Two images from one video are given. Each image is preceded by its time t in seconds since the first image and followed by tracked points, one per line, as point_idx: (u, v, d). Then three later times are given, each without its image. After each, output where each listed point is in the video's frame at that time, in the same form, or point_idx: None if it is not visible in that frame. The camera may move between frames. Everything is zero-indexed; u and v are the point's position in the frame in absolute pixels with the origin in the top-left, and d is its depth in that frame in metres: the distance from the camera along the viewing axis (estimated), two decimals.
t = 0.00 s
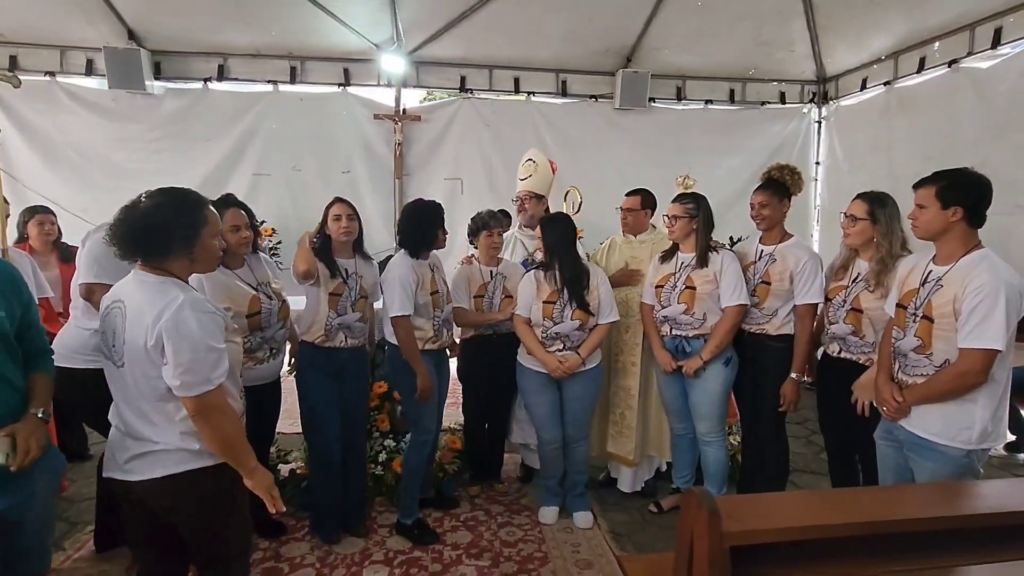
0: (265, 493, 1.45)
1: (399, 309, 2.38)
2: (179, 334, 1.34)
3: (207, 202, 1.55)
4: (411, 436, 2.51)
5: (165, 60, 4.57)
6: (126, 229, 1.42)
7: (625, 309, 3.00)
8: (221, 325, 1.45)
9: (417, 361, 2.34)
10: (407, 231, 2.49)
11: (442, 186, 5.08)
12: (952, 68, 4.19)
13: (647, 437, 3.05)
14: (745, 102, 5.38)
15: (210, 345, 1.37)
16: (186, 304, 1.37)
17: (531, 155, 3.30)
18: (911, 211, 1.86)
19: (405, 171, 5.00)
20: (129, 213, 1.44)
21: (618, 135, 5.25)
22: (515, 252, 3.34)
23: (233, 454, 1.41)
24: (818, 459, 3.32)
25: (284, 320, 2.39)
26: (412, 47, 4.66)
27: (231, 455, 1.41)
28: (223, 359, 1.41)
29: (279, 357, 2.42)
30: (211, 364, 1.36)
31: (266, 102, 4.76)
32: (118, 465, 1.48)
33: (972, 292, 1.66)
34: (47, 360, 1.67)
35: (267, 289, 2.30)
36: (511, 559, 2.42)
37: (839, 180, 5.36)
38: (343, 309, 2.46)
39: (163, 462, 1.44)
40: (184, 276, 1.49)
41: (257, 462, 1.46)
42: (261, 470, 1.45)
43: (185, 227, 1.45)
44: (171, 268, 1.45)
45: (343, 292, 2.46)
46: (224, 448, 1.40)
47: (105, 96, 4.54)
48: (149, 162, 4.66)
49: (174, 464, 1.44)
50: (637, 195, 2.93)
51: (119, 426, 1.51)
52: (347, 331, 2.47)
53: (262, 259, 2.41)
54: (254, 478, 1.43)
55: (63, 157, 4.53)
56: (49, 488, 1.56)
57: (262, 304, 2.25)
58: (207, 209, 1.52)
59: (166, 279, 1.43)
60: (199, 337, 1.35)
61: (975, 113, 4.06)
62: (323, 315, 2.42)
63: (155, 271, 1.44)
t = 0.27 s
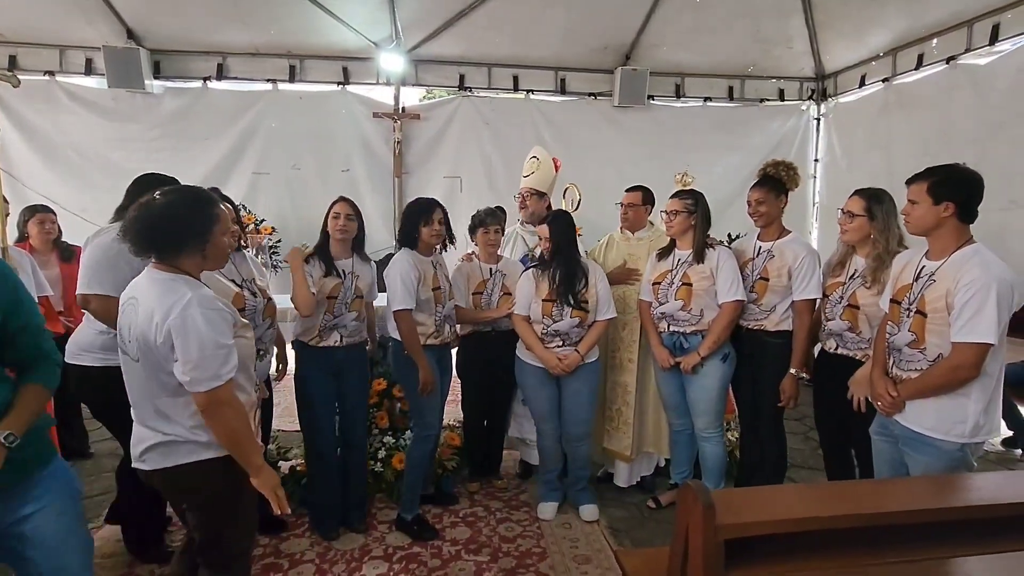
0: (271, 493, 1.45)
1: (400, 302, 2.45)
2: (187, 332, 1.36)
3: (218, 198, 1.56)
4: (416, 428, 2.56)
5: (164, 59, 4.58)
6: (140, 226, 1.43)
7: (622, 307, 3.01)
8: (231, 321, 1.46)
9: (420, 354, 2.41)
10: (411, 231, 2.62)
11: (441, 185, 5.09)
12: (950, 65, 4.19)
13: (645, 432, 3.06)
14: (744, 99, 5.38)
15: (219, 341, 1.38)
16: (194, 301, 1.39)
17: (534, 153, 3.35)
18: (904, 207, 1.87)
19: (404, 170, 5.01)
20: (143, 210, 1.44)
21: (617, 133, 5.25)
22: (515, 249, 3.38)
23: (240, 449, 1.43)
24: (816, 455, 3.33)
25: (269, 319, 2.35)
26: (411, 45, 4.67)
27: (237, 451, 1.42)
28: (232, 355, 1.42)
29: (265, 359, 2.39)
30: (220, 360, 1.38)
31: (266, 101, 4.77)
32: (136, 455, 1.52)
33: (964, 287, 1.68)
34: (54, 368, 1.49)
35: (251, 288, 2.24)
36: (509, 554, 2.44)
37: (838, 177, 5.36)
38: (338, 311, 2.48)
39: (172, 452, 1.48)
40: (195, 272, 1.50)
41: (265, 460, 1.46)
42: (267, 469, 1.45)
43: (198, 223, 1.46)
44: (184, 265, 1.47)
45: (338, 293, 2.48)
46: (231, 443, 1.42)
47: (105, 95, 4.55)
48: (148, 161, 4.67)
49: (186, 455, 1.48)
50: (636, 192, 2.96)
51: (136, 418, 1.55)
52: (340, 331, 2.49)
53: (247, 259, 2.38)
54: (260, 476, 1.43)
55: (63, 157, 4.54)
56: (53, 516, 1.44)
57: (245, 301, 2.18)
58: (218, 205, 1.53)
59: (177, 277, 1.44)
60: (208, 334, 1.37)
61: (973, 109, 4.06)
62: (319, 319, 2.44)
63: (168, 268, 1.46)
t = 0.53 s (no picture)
0: (260, 490, 1.44)
1: (400, 296, 2.49)
2: (171, 328, 1.36)
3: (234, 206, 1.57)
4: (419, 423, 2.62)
5: (164, 58, 4.59)
6: (161, 220, 1.44)
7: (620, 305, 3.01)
8: (218, 315, 1.46)
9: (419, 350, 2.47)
10: (413, 229, 2.64)
11: (440, 183, 5.09)
12: (951, 62, 4.17)
13: (642, 430, 3.07)
14: (744, 97, 5.38)
15: (202, 337, 1.39)
16: (180, 297, 1.40)
17: (543, 151, 3.34)
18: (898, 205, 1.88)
19: (403, 168, 5.01)
20: (165, 205, 1.45)
21: (617, 131, 5.25)
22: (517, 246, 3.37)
23: (229, 444, 1.42)
24: (815, 454, 3.33)
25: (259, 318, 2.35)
26: (410, 44, 4.67)
27: (224, 448, 1.42)
28: (218, 349, 1.42)
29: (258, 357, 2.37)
30: (204, 356, 1.38)
31: (266, 100, 4.78)
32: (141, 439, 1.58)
33: (956, 284, 1.68)
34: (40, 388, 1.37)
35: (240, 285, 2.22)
36: (507, 551, 2.45)
37: (838, 175, 5.35)
38: (339, 307, 2.49)
39: (164, 443, 1.52)
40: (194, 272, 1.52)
41: (255, 457, 1.45)
42: (258, 466, 1.44)
43: (211, 231, 1.49)
44: (184, 265, 1.49)
45: (339, 290, 2.49)
46: (219, 439, 1.41)
47: (105, 95, 4.56)
48: (149, 160, 4.69)
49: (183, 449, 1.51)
50: (634, 189, 2.95)
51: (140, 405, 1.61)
52: (343, 328, 2.51)
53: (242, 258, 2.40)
54: (249, 473, 1.43)
55: (64, 156, 4.56)
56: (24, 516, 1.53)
57: (233, 299, 2.16)
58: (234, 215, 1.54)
59: (172, 272, 1.46)
60: (190, 330, 1.38)
61: (973, 106, 4.05)
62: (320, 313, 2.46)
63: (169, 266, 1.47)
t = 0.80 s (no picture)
0: (219, 491, 1.51)
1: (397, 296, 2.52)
2: (152, 326, 1.44)
3: (203, 203, 1.65)
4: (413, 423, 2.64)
5: (165, 58, 4.60)
6: (150, 227, 1.53)
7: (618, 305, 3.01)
8: (200, 317, 1.53)
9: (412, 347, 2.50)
10: (410, 228, 2.64)
11: (440, 183, 5.09)
12: (951, 60, 4.16)
13: (641, 429, 3.07)
14: (744, 96, 5.37)
15: (180, 337, 1.45)
16: (165, 297, 1.47)
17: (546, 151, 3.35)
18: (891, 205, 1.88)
19: (403, 168, 5.02)
20: (134, 219, 1.54)
21: (616, 131, 5.25)
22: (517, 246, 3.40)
23: (195, 443, 1.49)
24: (812, 454, 3.32)
25: (259, 318, 2.34)
26: (409, 44, 4.68)
27: (191, 446, 1.48)
28: (194, 350, 1.49)
29: (261, 355, 2.39)
30: (178, 355, 1.45)
31: (265, 100, 4.79)
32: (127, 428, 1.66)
33: (946, 285, 1.68)
34: None
35: (240, 285, 2.25)
36: (502, 550, 2.46)
37: (839, 174, 5.34)
38: (343, 305, 2.51)
39: (146, 435, 1.58)
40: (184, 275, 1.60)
41: (218, 458, 1.52)
42: (220, 467, 1.51)
43: (185, 229, 1.56)
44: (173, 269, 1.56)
45: (341, 289, 2.50)
46: (186, 435, 1.48)
47: (105, 95, 4.58)
48: (149, 160, 4.70)
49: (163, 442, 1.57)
50: (627, 190, 2.96)
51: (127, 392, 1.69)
52: (348, 326, 2.52)
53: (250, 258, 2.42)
54: (210, 474, 1.50)
55: (65, 156, 4.58)
56: None
57: (231, 299, 2.20)
58: (203, 210, 1.62)
59: (159, 272, 1.53)
60: (169, 328, 1.44)
61: (974, 104, 4.03)
62: (323, 313, 2.49)
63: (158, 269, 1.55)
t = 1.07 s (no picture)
0: (211, 475, 1.56)
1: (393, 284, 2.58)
2: (146, 320, 1.50)
3: (191, 202, 1.71)
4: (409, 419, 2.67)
5: (166, 58, 4.63)
6: (145, 226, 1.59)
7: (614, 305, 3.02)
8: (192, 312, 1.59)
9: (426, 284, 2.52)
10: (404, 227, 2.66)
11: (440, 182, 5.11)
12: (952, 58, 4.15)
13: (638, 428, 3.08)
14: (744, 94, 5.36)
15: (172, 332, 1.51)
16: (158, 293, 1.53)
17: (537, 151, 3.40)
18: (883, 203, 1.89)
19: (403, 166, 5.04)
20: (125, 222, 1.60)
21: (616, 129, 5.25)
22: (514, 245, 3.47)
23: (186, 431, 1.54)
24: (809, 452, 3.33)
25: (269, 317, 2.38)
26: (409, 43, 4.69)
27: (180, 436, 1.54)
28: (186, 345, 1.55)
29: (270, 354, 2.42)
30: (172, 349, 1.51)
31: (266, 99, 4.82)
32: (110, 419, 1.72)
33: (936, 284, 1.69)
34: None
35: (252, 286, 2.30)
36: (496, 547, 2.48)
37: (840, 172, 5.33)
38: (340, 304, 2.53)
39: (129, 427, 1.65)
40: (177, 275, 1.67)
41: (209, 445, 1.58)
42: (211, 453, 1.57)
43: (175, 228, 1.63)
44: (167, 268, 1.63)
45: (338, 288, 2.53)
46: (177, 423, 1.53)
47: (107, 95, 4.61)
48: (151, 159, 4.74)
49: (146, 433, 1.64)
50: (624, 188, 2.97)
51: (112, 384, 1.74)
52: (345, 324, 2.54)
53: (264, 259, 2.44)
54: (201, 460, 1.55)
55: (68, 156, 4.61)
56: None
57: (243, 300, 2.26)
58: (191, 208, 1.68)
59: (154, 270, 1.59)
60: (162, 323, 1.50)
61: (975, 102, 4.02)
62: (322, 312, 2.50)
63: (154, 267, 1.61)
